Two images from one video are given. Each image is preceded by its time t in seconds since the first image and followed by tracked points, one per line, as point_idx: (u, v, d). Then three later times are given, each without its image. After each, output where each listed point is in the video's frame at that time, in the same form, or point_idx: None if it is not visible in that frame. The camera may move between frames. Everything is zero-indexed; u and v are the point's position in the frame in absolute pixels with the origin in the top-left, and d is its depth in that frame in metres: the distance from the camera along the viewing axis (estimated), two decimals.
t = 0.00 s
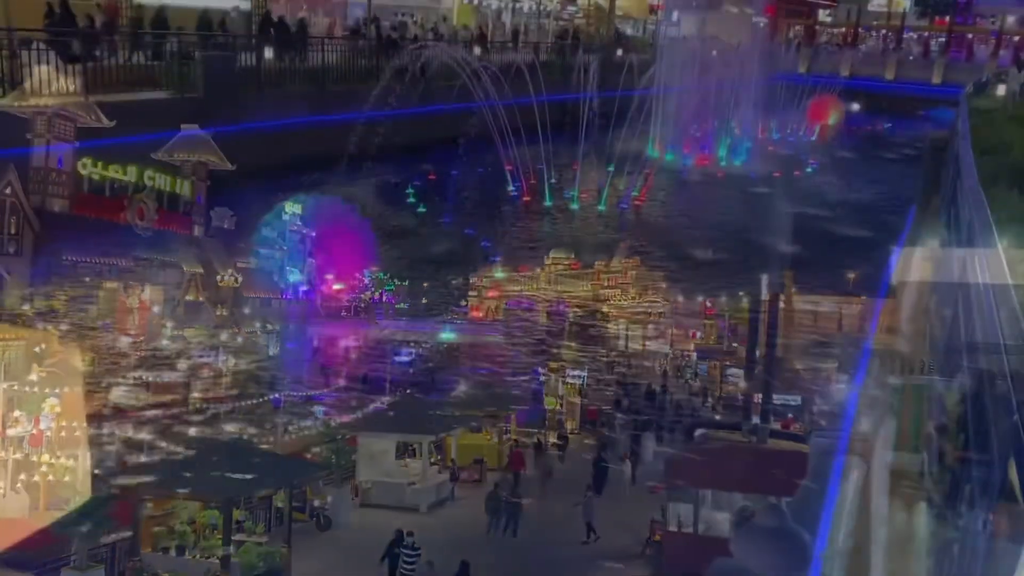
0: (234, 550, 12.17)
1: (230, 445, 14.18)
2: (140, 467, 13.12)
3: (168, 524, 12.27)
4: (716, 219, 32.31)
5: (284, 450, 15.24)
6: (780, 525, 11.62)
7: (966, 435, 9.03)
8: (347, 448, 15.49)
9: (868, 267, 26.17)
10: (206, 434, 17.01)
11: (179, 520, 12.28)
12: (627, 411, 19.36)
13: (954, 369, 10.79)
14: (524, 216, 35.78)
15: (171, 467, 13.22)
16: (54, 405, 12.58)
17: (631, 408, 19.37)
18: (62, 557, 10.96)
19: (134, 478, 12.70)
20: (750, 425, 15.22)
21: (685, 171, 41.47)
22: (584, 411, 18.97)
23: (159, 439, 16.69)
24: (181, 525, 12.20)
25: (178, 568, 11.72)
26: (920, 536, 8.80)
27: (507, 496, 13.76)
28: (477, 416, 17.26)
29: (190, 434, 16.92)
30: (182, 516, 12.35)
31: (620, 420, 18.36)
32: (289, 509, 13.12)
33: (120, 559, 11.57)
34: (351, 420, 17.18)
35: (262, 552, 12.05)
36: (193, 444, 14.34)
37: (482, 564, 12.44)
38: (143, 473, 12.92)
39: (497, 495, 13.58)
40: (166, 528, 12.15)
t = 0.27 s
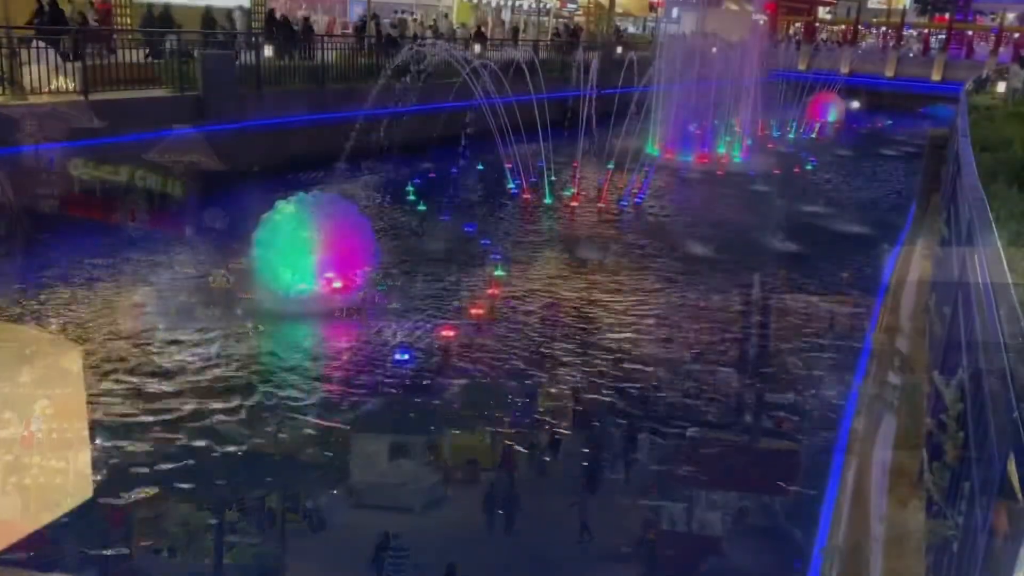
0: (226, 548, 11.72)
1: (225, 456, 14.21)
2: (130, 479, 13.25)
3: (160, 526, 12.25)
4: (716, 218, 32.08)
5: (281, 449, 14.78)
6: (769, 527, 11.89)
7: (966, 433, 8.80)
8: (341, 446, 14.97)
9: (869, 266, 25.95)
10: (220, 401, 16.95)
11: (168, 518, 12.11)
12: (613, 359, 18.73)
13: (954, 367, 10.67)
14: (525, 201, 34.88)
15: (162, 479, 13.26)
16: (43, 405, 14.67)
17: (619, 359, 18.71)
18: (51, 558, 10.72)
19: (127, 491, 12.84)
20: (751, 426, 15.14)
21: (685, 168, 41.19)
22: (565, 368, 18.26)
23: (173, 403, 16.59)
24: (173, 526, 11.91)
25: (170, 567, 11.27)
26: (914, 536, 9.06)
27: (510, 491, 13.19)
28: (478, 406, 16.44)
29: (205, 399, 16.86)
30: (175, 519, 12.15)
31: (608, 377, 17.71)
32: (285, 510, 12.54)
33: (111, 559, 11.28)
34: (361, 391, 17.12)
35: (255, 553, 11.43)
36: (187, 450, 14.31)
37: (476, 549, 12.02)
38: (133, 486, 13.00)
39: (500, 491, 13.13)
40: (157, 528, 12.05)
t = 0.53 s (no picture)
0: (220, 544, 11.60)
1: (214, 450, 14.00)
2: (120, 476, 13.06)
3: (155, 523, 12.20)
4: (714, 218, 32.06)
5: (279, 439, 14.62)
6: (767, 528, 11.93)
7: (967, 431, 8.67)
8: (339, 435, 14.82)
9: (867, 266, 25.94)
10: (210, 387, 16.48)
11: (165, 516, 12.03)
12: (613, 360, 18.46)
13: (955, 366, 10.53)
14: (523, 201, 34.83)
15: (152, 478, 13.07)
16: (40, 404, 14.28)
17: (616, 360, 18.45)
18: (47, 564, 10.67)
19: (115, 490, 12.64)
20: (748, 426, 15.08)
21: (683, 168, 41.16)
22: (564, 367, 18.00)
23: (162, 392, 16.19)
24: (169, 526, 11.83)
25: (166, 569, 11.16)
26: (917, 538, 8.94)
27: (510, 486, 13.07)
28: (478, 397, 16.28)
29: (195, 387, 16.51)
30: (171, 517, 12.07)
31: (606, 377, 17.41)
32: (280, 506, 12.39)
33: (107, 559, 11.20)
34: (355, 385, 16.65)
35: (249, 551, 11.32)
36: (176, 447, 14.13)
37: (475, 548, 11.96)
38: (120, 485, 12.80)
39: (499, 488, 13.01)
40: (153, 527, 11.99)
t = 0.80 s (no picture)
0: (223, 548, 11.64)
1: (216, 456, 14.05)
2: (122, 483, 13.12)
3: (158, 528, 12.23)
4: (710, 222, 32.23)
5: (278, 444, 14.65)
6: (765, 530, 12.07)
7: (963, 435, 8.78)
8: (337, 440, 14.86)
9: (862, 268, 26.10)
10: (209, 393, 16.53)
11: (169, 521, 12.10)
12: (608, 365, 18.53)
13: (949, 370, 10.65)
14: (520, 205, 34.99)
15: (155, 484, 13.12)
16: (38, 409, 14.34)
17: (614, 364, 18.54)
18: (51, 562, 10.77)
19: (118, 495, 12.71)
20: (747, 429, 15.21)
21: (679, 172, 41.33)
22: (560, 372, 18.06)
23: (161, 397, 16.24)
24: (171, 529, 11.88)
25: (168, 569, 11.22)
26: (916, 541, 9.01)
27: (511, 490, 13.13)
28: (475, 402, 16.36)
29: (194, 391, 16.57)
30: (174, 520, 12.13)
31: (601, 382, 17.48)
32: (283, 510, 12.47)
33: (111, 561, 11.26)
34: (349, 391, 16.69)
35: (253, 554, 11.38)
36: (178, 453, 14.18)
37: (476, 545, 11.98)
38: (122, 491, 12.88)
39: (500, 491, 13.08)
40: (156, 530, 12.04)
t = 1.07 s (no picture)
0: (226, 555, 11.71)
1: (216, 465, 14.13)
2: (120, 493, 13.12)
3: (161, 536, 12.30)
4: (704, 229, 32.41)
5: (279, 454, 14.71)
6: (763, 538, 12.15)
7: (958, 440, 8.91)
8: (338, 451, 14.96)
9: (856, 275, 26.30)
10: (207, 402, 16.59)
11: (167, 530, 12.11)
12: (604, 373, 18.58)
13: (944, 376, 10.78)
14: (515, 213, 35.11)
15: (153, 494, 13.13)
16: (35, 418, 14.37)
17: (610, 373, 18.65)
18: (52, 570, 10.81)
19: (118, 505, 12.77)
20: (743, 436, 15.28)
21: (673, 180, 41.57)
22: (555, 380, 18.12)
23: (159, 407, 16.30)
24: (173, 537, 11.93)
25: None
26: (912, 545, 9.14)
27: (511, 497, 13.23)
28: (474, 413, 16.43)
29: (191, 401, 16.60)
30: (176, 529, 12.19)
31: (596, 390, 17.56)
32: (286, 518, 12.54)
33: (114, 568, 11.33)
34: (346, 400, 16.74)
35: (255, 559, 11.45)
36: (176, 463, 14.24)
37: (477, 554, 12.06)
38: (121, 502, 12.87)
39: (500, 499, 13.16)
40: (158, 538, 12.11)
